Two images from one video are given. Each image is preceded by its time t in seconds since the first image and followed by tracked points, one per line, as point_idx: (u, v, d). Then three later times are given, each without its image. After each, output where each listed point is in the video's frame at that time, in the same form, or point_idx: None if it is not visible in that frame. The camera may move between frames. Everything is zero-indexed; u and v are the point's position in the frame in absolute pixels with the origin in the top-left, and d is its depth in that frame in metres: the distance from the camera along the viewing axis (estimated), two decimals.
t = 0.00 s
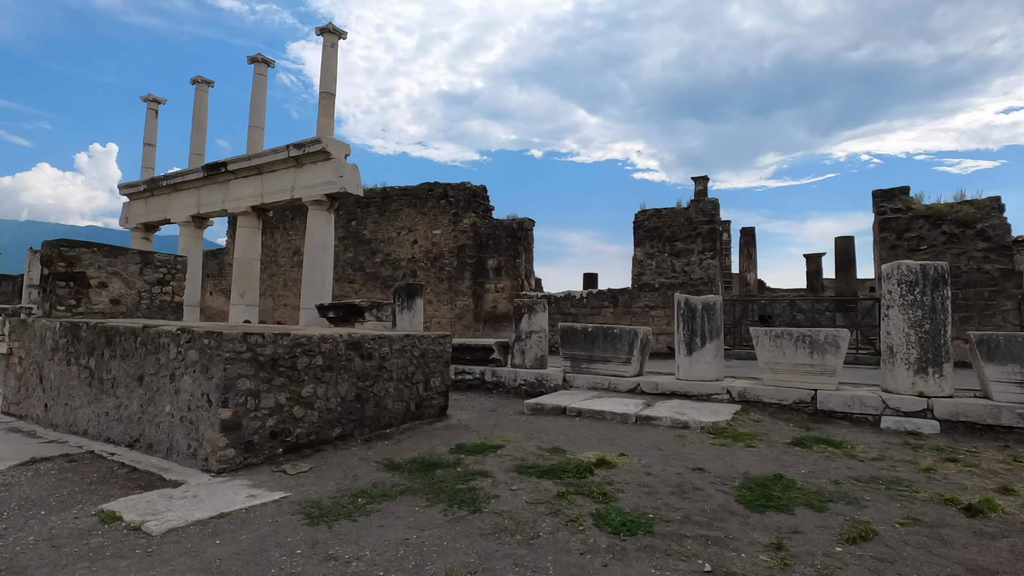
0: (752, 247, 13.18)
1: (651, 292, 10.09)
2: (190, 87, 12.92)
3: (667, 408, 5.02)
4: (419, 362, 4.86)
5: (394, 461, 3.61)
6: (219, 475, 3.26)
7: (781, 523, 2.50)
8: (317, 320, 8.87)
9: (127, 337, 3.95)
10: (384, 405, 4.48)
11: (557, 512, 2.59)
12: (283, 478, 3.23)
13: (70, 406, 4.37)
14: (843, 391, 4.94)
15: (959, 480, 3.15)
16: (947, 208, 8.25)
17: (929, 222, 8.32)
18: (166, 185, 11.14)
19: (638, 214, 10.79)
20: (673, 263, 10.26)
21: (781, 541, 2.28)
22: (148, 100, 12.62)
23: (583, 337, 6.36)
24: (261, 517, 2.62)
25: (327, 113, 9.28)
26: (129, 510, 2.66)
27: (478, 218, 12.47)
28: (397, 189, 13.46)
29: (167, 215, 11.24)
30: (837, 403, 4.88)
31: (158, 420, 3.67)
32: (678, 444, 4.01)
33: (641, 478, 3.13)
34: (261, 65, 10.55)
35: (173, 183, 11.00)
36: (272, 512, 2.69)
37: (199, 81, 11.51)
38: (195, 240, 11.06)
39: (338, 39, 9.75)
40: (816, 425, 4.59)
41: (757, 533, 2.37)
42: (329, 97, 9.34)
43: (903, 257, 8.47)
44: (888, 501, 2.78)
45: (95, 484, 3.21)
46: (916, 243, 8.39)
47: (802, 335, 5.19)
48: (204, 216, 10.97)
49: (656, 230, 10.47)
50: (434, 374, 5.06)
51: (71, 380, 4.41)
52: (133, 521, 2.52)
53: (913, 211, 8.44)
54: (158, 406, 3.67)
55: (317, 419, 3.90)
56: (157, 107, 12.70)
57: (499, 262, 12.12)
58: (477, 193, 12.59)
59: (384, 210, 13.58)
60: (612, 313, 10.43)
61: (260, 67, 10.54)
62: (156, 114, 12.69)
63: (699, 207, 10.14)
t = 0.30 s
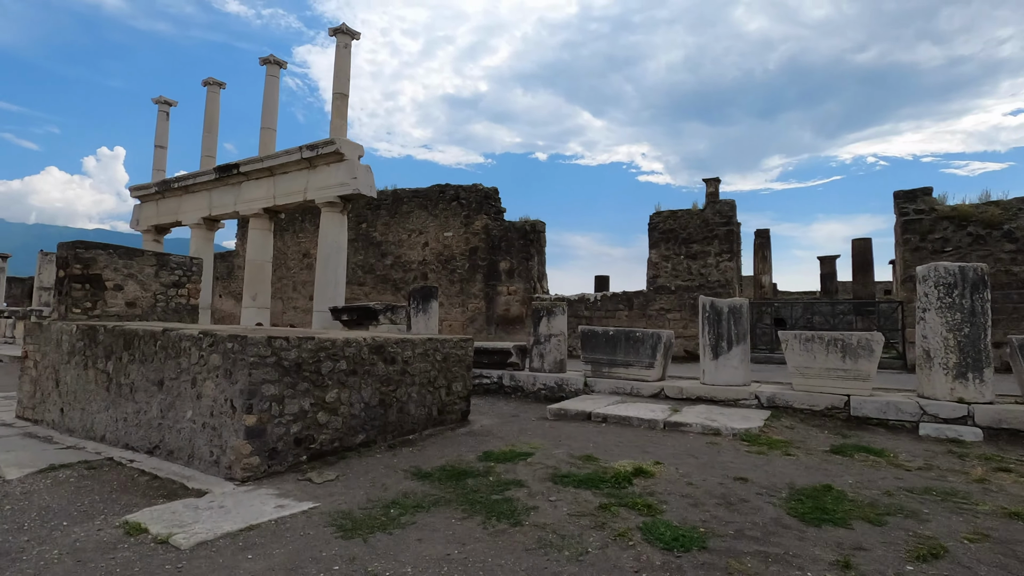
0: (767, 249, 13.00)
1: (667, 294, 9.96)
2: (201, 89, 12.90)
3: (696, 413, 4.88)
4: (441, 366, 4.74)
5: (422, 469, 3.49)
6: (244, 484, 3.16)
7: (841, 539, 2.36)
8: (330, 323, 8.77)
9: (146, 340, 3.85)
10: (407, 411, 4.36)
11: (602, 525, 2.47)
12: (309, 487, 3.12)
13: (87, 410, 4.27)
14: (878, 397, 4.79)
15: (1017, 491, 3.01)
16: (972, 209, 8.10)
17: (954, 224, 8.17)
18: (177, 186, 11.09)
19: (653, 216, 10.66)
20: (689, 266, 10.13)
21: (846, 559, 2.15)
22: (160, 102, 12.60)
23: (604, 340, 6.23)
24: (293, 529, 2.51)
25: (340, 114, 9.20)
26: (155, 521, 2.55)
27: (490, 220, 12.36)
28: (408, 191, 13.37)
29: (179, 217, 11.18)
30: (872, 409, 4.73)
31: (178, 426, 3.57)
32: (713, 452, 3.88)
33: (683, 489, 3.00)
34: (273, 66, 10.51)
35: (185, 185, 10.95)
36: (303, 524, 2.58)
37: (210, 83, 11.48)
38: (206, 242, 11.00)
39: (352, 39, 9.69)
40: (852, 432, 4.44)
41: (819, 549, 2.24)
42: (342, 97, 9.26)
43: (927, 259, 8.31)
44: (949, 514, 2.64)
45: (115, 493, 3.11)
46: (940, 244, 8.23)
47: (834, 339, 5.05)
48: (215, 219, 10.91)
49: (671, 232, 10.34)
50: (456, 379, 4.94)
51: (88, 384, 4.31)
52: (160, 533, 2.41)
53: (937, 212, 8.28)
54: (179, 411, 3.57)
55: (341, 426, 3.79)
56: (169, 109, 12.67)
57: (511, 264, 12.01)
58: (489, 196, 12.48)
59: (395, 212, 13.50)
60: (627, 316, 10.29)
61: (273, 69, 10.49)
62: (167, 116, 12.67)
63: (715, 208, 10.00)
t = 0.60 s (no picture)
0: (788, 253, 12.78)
1: (687, 299, 9.79)
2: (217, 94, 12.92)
3: (730, 422, 4.73)
4: (468, 373, 4.63)
5: (456, 480, 3.37)
6: (275, 495, 3.06)
7: (914, 560, 2.22)
8: (348, 328, 8.70)
9: (172, 346, 3.78)
10: (435, 419, 4.26)
11: (657, 544, 2.34)
12: (342, 499, 3.02)
13: (111, 417, 4.21)
14: (920, 406, 4.63)
15: None
16: (1005, 211, 7.89)
17: (986, 226, 7.95)
18: (195, 191, 11.10)
19: (673, 219, 10.51)
20: (710, 270, 9.96)
21: None
22: (177, 107, 12.65)
23: (630, 346, 6.10)
24: (331, 545, 2.40)
25: (358, 118, 9.16)
26: (188, 535, 2.46)
27: (506, 224, 12.26)
28: (423, 195, 13.32)
29: (196, 222, 11.20)
30: (914, 418, 4.57)
31: (206, 434, 3.48)
32: (755, 463, 3.74)
33: (733, 504, 2.87)
34: (291, 71, 10.50)
35: (202, 190, 10.96)
36: (341, 539, 2.47)
37: (227, 88, 11.49)
38: (223, 246, 10.99)
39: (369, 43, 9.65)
40: (897, 442, 4.27)
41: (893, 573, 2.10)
42: (360, 101, 9.22)
43: (958, 263, 8.10)
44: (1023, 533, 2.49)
45: (144, 504, 3.02)
46: (972, 247, 8.01)
47: (873, 345, 4.89)
48: (232, 223, 10.90)
49: (691, 235, 10.18)
50: (482, 386, 4.83)
51: (112, 390, 4.25)
52: (195, 549, 2.31)
53: (969, 214, 8.08)
54: (207, 419, 3.49)
55: (370, 434, 3.69)
56: (186, 114, 12.72)
57: (528, 269, 11.88)
58: (505, 199, 12.38)
59: (410, 216, 13.44)
60: (646, 320, 10.14)
61: (290, 73, 10.48)
62: (184, 121, 12.71)
63: (737, 211, 9.83)
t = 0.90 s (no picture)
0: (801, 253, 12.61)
1: (702, 299, 9.65)
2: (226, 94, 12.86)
3: (759, 425, 4.60)
4: (490, 375, 4.52)
5: (484, 486, 3.25)
6: (299, 501, 2.95)
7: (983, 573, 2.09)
8: (359, 329, 8.59)
9: (190, 347, 3.68)
10: (458, 422, 4.14)
11: (708, 556, 2.22)
12: (369, 506, 2.90)
13: (126, 420, 4.11)
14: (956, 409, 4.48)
15: None
16: None
17: (1011, 225, 7.79)
18: (203, 191, 11.03)
19: (686, 219, 10.40)
20: (725, 270, 9.82)
21: None
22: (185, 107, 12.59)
23: (650, 347, 5.98)
24: (363, 556, 2.29)
25: (369, 116, 9.07)
26: (213, 545, 2.35)
27: (517, 224, 12.14)
28: (432, 196, 13.22)
29: (204, 222, 11.12)
30: (950, 421, 4.43)
31: (225, 438, 3.38)
32: (791, 468, 3.61)
33: (778, 511, 2.74)
34: (301, 70, 10.42)
35: (211, 190, 10.88)
36: (373, 550, 2.35)
37: (236, 87, 11.41)
38: (231, 247, 10.90)
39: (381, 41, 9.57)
40: (935, 446, 4.14)
41: None
42: (371, 99, 9.12)
43: (981, 262, 7.94)
44: None
45: (163, 510, 2.92)
46: (996, 247, 7.86)
47: (905, 346, 4.75)
48: (241, 223, 10.81)
49: (706, 235, 10.05)
50: (504, 388, 4.71)
51: (127, 392, 4.15)
52: (222, 559, 2.20)
53: (992, 213, 7.92)
54: (226, 423, 3.39)
55: (394, 438, 3.57)
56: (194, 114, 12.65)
57: (539, 269, 11.74)
58: (515, 199, 12.25)
59: (419, 216, 13.35)
60: (660, 321, 10.00)
61: (300, 72, 10.40)
62: (192, 121, 12.65)
63: (753, 210, 9.69)
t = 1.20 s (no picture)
0: (814, 252, 12.43)
1: (716, 299, 9.50)
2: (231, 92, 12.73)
3: (789, 430, 4.45)
4: (512, 378, 4.37)
5: (513, 495, 3.11)
6: (321, 512, 2.82)
7: None
8: (369, 329, 8.46)
9: (204, 349, 3.54)
10: (480, 427, 4.00)
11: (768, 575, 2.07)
12: (396, 517, 2.76)
13: (137, 424, 3.98)
14: (995, 413, 4.33)
15: None
16: None
17: None
18: (210, 190, 10.90)
19: (700, 217, 10.25)
20: (740, 269, 9.66)
21: None
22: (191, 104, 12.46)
23: (671, 349, 5.83)
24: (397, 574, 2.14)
25: (378, 113, 8.92)
26: (236, 561, 2.21)
27: (526, 223, 11.99)
28: (439, 194, 13.07)
29: (211, 221, 11.00)
30: (989, 426, 4.28)
31: (242, 444, 3.24)
32: (831, 476, 3.46)
33: (830, 524, 2.59)
34: (308, 66, 10.28)
35: (218, 188, 10.76)
36: (406, 566, 2.21)
37: (243, 84, 11.28)
38: (238, 246, 10.77)
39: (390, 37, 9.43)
40: (975, 453, 3.99)
41: None
42: (381, 96, 8.98)
43: (1004, 262, 7.77)
44: None
45: (179, 521, 2.78)
46: (1019, 246, 7.69)
47: (939, 348, 4.60)
48: (248, 222, 10.68)
49: (720, 234, 9.89)
50: (525, 391, 4.57)
51: (138, 395, 4.02)
52: None
53: (1015, 211, 7.75)
54: (243, 428, 3.25)
55: (417, 444, 3.43)
56: (200, 111, 12.52)
57: (549, 269, 11.58)
58: (524, 198, 12.09)
59: (427, 215, 13.21)
60: (673, 322, 9.85)
61: (308, 68, 10.26)
62: (198, 118, 12.52)
63: (768, 209, 9.52)
